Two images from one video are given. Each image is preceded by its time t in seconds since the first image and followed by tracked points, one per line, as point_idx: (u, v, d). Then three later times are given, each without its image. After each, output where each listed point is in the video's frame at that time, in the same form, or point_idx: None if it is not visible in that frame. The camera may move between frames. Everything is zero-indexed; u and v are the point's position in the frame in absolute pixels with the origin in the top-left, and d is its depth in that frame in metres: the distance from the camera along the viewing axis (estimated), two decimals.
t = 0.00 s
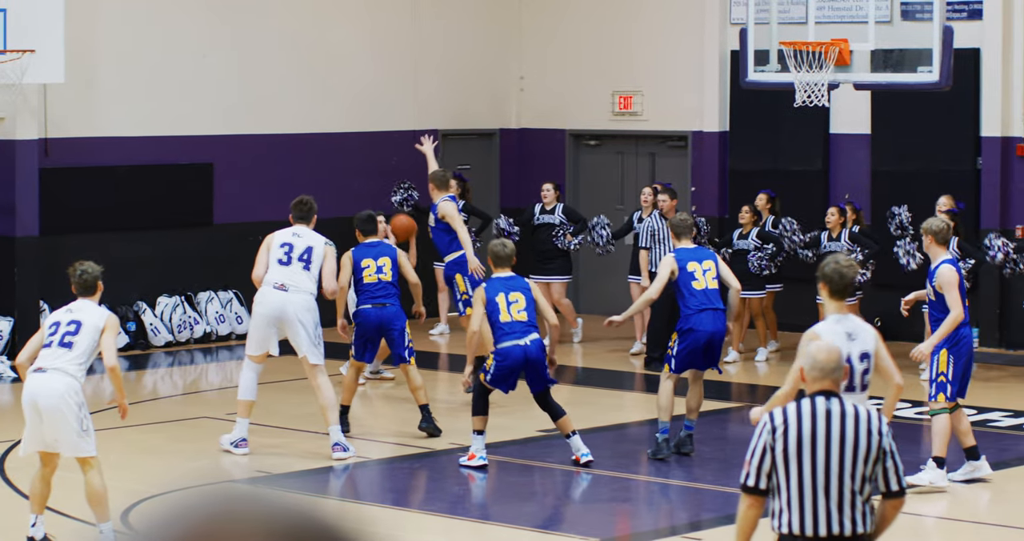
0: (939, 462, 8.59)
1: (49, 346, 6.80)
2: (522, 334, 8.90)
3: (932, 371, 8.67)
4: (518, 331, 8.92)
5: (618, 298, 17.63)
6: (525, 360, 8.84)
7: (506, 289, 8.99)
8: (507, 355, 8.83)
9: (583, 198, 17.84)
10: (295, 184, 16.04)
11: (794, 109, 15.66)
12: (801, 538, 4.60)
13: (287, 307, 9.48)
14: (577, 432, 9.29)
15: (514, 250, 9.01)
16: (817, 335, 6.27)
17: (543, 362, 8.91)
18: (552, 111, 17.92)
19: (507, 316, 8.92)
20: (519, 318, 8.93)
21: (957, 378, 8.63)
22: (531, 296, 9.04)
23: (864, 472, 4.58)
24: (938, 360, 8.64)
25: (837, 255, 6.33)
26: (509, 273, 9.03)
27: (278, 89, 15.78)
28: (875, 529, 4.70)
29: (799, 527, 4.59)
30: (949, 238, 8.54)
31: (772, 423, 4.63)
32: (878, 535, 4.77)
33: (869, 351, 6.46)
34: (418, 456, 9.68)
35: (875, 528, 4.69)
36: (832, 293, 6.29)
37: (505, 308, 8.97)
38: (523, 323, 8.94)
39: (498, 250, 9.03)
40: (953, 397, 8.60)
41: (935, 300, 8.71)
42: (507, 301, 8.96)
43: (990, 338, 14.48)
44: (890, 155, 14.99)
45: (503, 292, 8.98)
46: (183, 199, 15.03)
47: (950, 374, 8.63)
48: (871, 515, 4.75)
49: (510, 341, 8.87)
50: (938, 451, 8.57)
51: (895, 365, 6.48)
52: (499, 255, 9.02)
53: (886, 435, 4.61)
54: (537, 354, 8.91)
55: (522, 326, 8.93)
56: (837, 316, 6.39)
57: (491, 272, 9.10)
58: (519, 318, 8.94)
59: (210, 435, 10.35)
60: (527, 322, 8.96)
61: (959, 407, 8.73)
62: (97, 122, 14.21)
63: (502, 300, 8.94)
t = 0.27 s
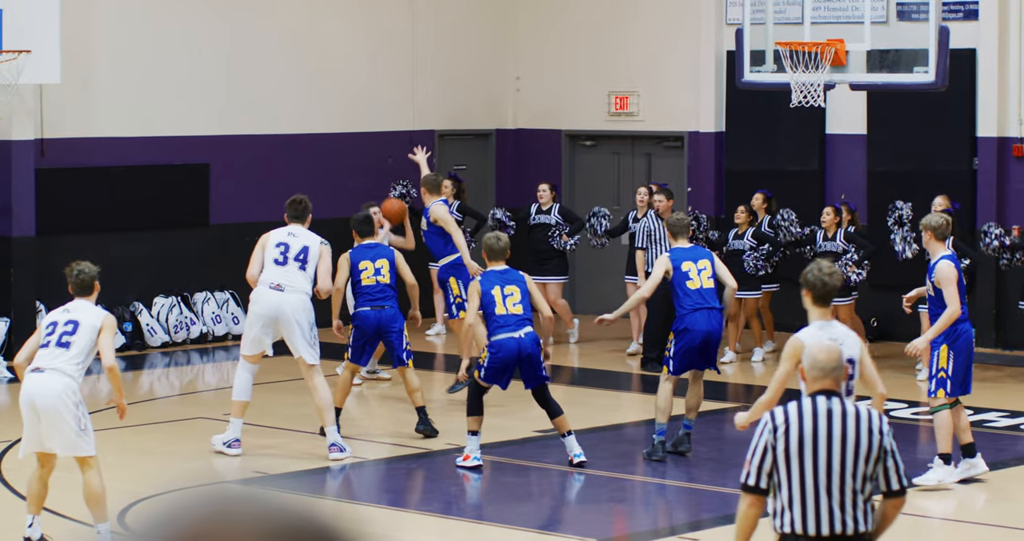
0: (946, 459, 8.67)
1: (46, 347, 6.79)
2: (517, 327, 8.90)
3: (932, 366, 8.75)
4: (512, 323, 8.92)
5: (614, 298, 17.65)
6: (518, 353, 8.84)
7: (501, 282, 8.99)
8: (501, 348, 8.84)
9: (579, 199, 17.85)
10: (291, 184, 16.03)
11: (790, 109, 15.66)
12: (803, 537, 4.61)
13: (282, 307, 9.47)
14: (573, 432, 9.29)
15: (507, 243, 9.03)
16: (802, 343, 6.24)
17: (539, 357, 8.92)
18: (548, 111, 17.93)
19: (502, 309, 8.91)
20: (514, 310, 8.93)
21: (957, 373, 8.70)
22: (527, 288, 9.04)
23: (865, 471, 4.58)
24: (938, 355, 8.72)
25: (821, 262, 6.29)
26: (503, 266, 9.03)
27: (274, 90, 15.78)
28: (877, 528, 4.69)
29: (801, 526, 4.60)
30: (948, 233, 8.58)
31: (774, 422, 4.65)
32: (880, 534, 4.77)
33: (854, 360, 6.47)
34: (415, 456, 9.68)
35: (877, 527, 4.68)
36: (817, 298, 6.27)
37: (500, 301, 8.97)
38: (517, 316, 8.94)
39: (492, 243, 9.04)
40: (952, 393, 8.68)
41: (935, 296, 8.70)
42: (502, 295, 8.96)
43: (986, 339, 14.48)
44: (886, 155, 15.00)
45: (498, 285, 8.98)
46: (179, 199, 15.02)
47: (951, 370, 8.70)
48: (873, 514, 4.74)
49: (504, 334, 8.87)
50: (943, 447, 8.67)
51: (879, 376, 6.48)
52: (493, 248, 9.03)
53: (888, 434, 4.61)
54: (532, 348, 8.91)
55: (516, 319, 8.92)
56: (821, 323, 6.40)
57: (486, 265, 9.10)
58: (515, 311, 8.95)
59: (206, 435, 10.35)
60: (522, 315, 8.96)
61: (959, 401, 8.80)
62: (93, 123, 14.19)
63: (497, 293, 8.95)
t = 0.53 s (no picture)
0: (954, 455, 8.73)
1: (46, 347, 6.79)
2: (514, 321, 8.91)
3: (934, 363, 8.79)
4: (509, 317, 8.93)
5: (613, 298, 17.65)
6: (515, 348, 8.87)
7: (499, 276, 9.01)
8: (498, 341, 8.85)
9: (577, 199, 17.86)
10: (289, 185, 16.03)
11: (789, 109, 15.66)
12: (807, 536, 4.61)
13: (279, 308, 9.47)
14: (570, 431, 9.30)
15: (505, 239, 8.98)
16: (786, 348, 6.28)
17: (536, 353, 8.93)
18: (547, 111, 17.94)
19: (500, 303, 8.94)
20: (511, 305, 8.95)
21: (958, 369, 8.74)
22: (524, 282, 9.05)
23: (867, 471, 4.59)
24: (939, 351, 8.80)
25: (804, 268, 6.31)
26: (500, 261, 9.05)
27: (272, 90, 15.78)
28: (880, 527, 4.70)
29: (804, 526, 4.61)
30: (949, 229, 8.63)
31: (777, 421, 4.65)
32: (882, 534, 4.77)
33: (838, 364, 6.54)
34: (413, 457, 9.69)
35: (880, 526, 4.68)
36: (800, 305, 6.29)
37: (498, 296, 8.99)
38: (515, 311, 8.95)
39: (488, 238, 9.00)
40: (954, 389, 8.69)
41: (935, 291, 8.78)
42: (500, 289, 8.98)
43: (985, 339, 14.49)
44: (884, 155, 15.01)
45: (496, 280, 9.00)
46: (177, 199, 15.03)
47: (951, 366, 8.77)
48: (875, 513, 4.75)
49: (502, 327, 8.89)
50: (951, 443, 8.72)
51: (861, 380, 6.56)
52: (489, 244, 9.00)
53: (890, 433, 4.62)
54: (529, 344, 8.92)
55: (513, 314, 8.93)
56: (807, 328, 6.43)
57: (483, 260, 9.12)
58: (512, 305, 8.97)
59: (205, 435, 10.35)
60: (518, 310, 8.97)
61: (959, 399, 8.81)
62: (91, 123, 14.19)
63: (495, 287, 8.96)
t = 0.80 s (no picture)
0: (962, 450, 8.76)
1: (46, 346, 6.79)
2: (513, 317, 8.92)
3: (937, 360, 8.91)
4: (507, 314, 8.94)
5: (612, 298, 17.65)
6: (513, 344, 8.85)
7: (498, 272, 9.02)
8: (495, 337, 8.84)
9: (576, 199, 17.86)
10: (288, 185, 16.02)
11: (788, 109, 15.65)
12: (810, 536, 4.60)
13: (277, 308, 9.47)
14: (568, 431, 9.30)
15: (502, 234, 8.99)
16: (774, 351, 6.40)
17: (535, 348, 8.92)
18: (546, 111, 17.94)
19: (498, 300, 8.96)
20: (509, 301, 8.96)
21: (960, 365, 8.87)
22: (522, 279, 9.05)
23: (871, 470, 4.60)
24: (942, 348, 8.92)
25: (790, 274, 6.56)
26: (498, 257, 9.05)
27: (271, 90, 15.77)
28: (883, 527, 4.69)
29: (809, 525, 4.60)
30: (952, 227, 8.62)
31: (780, 421, 4.65)
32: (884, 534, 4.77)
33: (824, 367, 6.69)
34: (413, 457, 9.69)
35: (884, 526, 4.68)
36: (788, 308, 6.54)
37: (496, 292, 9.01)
38: (513, 307, 8.96)
39: (487, 234, 9.00)
40: (957, 385, 8.84)
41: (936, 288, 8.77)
42: (498, 286, 8.99)
43: (984, 338, 14.50)
44: (883, 155, 15.01)
45: (494, 276, 9.02)
46: (176, 199, 15.02)
47: (954, 362, 8.88)
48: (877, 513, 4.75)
49: (499, 323, 8.89)
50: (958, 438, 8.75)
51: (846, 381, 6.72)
52: (486, 240, 9.00)
53: (892, 433, 4.64)
54: (527, 340, 8.92)
55: (512, 310, 8.94)
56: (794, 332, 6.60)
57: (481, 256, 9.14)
58: (510, 302, 8.98)
59: (204, 436, 10.34)
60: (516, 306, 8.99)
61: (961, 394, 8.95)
62: (91, 123, 14.18)
63: (494, 284, 8.98)
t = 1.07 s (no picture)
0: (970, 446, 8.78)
1: (46, 345, 6.79)
2: (511, 316, 8.92)
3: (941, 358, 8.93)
4: (505, 312, 8.94)
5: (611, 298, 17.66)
6: (510, 342, 8.85)
7: (496, 270, 9.03)
8: (492, 336, 8.84)
9: (576, 198, 17.87)
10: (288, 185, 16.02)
11: (787, 108, 15.65)
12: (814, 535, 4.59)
13: (274, 310, 9.48)
14: (567, 431, 9.30)
15: (500, 232, 9.02)
16: (762, 352, 6.45)
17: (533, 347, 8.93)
18: (545, 111, 17.94)
19: (496, 298, 8.95)
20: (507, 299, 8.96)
21: (963, 363, 8.91)
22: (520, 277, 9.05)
23: (874, 468, 4.60)
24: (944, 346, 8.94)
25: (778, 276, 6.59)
26: (496, 255, 9.05)
27: (270, 90, 15.78)
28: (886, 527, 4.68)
29: (812, 524, 4.59)
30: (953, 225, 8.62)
31: (783, 421, 4.65)
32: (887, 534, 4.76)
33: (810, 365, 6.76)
34: (413, 457, 9.70)
35: (887, 525, 4.67)
36: (777, 310, 6.53)
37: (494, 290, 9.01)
38: (511, 306, 8.96)
39: (485, 232, 9.02)
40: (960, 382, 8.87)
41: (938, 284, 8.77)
42: (496, 284, 8.99)
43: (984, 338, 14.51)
44: (883, 155, 15.01)
45: (493, 274, 9.02)
46: (176, 199, 15.02)
47: (957, 360, 8.91)
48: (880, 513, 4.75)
49: (496, 321, 8.89)
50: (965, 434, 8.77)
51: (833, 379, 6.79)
52: (485, 237, 9.02)
53: (895, 432, 4.65)
54: (525, 338, 8.92)
55: (510, 309, 8.94)
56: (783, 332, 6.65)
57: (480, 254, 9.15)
58: (507, 300, 8.97)
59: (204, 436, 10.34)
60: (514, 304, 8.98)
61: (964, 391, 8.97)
62: (91, 123, 14.18)
63: (493, 282, 8.98)
